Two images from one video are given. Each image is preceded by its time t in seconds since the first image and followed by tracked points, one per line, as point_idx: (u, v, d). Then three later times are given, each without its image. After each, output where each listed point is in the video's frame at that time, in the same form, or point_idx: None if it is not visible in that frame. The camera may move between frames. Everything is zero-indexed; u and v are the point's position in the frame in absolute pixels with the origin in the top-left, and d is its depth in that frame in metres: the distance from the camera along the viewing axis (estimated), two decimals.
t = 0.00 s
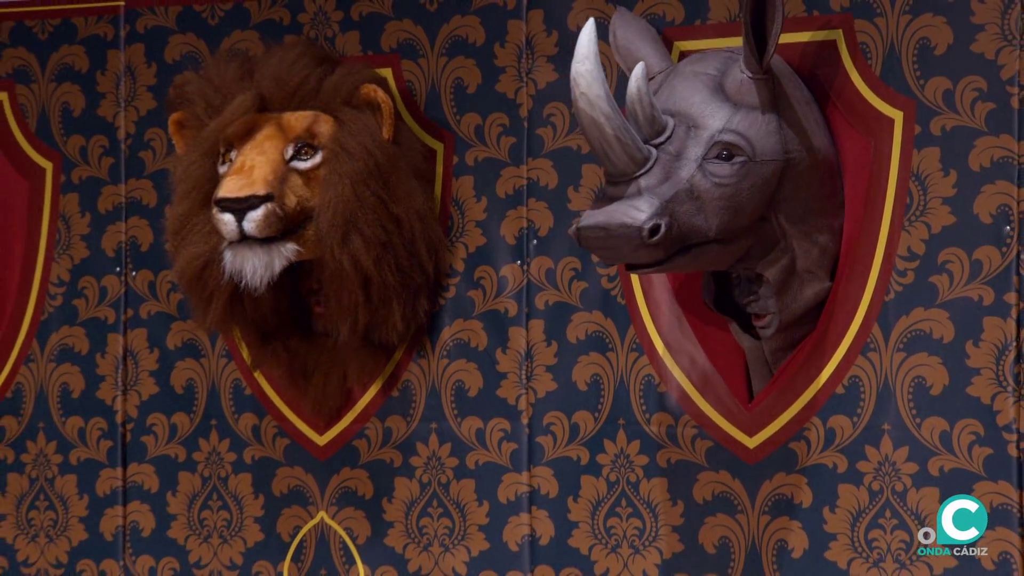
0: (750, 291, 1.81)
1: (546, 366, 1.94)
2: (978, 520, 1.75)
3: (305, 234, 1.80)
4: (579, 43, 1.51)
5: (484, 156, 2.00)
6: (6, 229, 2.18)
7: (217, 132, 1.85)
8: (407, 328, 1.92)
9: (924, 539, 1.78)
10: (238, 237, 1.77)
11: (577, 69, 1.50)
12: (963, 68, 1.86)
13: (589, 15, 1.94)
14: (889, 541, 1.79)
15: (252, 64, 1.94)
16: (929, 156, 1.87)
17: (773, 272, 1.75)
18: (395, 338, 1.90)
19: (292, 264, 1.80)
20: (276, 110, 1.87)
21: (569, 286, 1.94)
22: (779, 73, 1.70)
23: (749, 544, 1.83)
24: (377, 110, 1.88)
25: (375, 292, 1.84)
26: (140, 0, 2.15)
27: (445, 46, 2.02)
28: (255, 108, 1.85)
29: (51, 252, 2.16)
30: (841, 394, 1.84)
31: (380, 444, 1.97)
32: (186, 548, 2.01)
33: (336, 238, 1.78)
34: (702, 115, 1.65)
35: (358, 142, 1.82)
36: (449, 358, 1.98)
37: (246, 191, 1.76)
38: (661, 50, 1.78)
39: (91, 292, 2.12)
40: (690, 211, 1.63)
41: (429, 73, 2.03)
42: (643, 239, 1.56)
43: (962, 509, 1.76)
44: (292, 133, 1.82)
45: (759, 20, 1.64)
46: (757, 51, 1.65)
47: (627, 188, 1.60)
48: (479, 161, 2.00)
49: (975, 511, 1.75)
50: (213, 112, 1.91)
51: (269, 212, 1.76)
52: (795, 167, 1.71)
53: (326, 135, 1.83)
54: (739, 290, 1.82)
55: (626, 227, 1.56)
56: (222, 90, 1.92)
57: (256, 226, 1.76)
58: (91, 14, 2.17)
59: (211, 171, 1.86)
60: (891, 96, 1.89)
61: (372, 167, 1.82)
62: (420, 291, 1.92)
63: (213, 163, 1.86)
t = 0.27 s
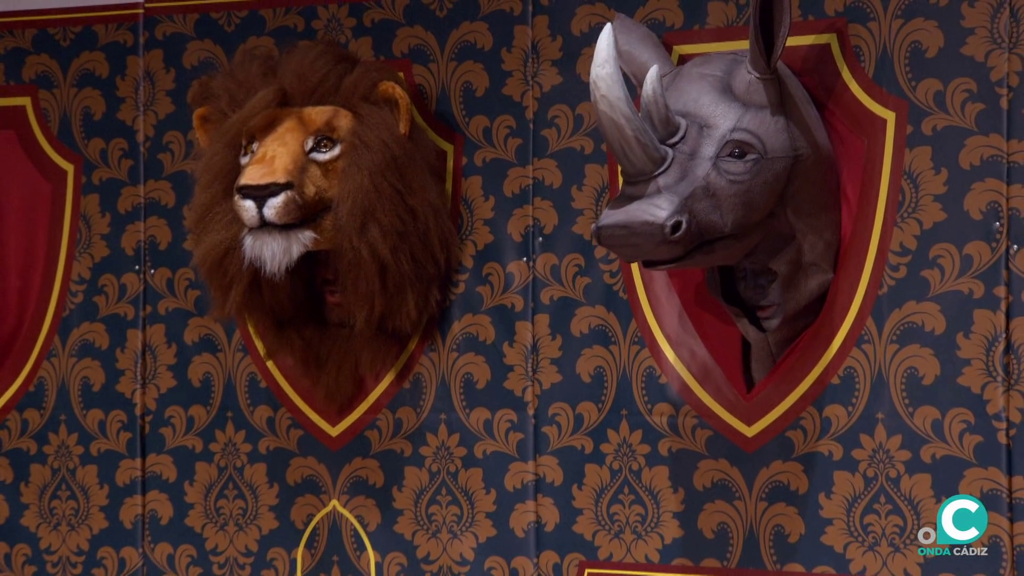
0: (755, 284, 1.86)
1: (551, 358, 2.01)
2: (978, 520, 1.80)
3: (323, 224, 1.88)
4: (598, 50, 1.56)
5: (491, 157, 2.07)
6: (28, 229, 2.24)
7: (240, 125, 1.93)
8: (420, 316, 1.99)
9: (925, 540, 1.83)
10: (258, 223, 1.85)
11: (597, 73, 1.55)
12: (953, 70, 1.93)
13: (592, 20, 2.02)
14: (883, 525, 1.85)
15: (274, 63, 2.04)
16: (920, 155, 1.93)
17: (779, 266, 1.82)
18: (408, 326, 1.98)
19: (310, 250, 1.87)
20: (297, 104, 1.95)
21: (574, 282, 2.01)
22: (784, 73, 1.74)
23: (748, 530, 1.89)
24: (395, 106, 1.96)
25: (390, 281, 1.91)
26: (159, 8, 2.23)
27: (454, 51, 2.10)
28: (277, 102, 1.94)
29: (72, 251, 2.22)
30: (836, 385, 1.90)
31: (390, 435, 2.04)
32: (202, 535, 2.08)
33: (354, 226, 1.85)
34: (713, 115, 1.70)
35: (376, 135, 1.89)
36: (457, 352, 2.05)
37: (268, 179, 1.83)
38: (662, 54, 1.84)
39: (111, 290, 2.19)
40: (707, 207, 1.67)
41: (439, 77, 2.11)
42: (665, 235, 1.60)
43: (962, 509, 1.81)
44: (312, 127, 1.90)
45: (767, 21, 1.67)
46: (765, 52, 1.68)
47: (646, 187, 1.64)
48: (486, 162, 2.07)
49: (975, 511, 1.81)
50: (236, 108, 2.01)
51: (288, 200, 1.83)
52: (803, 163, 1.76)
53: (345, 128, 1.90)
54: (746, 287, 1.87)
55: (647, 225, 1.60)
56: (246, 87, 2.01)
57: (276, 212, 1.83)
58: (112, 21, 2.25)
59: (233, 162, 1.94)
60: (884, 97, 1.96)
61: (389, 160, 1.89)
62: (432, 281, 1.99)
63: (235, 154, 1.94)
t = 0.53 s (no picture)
0: (758, 269, 1.92)
1: (554, 348, 2.07)
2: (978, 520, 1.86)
3: (332, 215, 1.94)
4: (614, 45, 1.55)
5: (495, 154, 2.14)
6: (46, 225, 2.30)
7: (250, 121, 2.00)
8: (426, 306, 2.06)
9: (925, 540, 1.88)
10: (270, 215, 1.90)
11: (615, 70, 1.55)
12: (944, 68, 1.99)
13: (593, 21, 2.08)
14: (876, 508, 1.90)
15: (283, 63, 2.11)
16: (912, 151, 1.99)
17: (786, 251, 1.88)
18: (415, 315, 2.04)
19: (319, 242, 1.94)
20: (306, 101, 2.02)
21: (576, 274, 2.07)
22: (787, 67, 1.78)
23: (745, 513, 1.95)
24: (400, 102, 2.03)
25: (396, 271, 1.98)
26: (173, 10, 2.29)
27: (459, 52, 2.17)
28: (286, 99, 2.01)
29: (89, 247, 2.28)
30: (830, 372, 1.95)
31: (398, 423, 2.10)
32: (216, 520, 2.14)
33: (362, 218, 1.91)
34: (722, 107, 1.72)
35: (383, 130, 1.96)
36: (463, 342, 2.11)
37: (279, 172, 1.89)
38: (662, 46, 1.85)
39: (127, 283, 2.25)
40: (720, 197, 1.70)
41: (444, 76, 2.18)
42: (684, 226, 1.64)
43: (963, 510, 1.86)
44: (321, 122, 1.97)
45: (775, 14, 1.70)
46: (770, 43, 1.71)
47: (662, 179, 1.65)
48: (491, 158, 2.14)
49: (975, 511, 1.86)
50: (247, 106, 2.07)
51: (298, 193, 1.89)
52: (807, 152, 1.80)
53: (352, 124, 1.97)
54: (749, 271, 1.92)
55: (665, 216, 1.64)
56: (257, 86, 2.08)
57: (287, 205, 1.89)
58: (129, 24, 2.30)
59: (244, 158, 2.01)
60: (877, 94, 2.02)
61: (395, 154, 1.96)
62: (437, 271, 2.06)
63: (246, 150, 2.01)
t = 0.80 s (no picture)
0: (759, 249, 1.99)
1: (555, 334, 2.14)
2: (978, 519, 1.91)
3: (345, 205, 2.02)
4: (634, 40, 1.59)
5: (499, 147, 2.20)
6: (64, 218, 2.36)
7: (264, 116, 2.07)
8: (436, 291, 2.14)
9: (925, 540, 1.94)
10: (286, 206, 1.98)
11: (637, 65, 1.59)
12: (932, 63, 2.05)
13: (593, 19, 2.15)
14: (866, 487, 1.97)
15: (292, 61, 2.18)
16: (901, 143, 2.05)
17: (790, 233, 1.95)
18: (425, 301, 2.11)
19: (332, 231, 2.01)
20: (317, 97, 2.09)
21: (576, 263, 2.14)
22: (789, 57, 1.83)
23: (740, 493, 2.02)
24: (408, 96, 2.10)
25: (408, 259, 2.05)
26: (186, 10, 2.35)
27: (464, 49, 2.24)
28: (298, 95, 2.08)
29: (105, 238, 2.34)
30: (822, 356, 2.02)
31: (404, 407, 2.17)
32: (228, 502, 2.21)
33: (374, 208, 1.99)
34: (731, 96, 1.76)
35: (392, 123, 2.03)
36: (467, 329, 2.18)
37: (294, 164, 1.97)
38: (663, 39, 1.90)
39: (141, 274, 2.31)
40: (737, 185, 1.74)
41: (449, 72, 2.25)
42: (706, 214, 1.68)
43: (964, 511, 1.91)
44: (332, 117, 2.04)
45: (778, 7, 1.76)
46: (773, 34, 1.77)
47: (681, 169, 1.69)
48: (494, 152, 2.21)
49: (976, 511, 1.91)
50: (258, 103, 2.13)
51: (313, 184, 1.97)
52: (810, 138, 1.85)
53: (362, 117, 2.04)
54: (750, 252, 1.99)
55: (688, 205, 1.67)
56: (268, 83, 2.15)
57: (303, 195, 1.97)
58: (143, 23, 2.37)
59: (257, 152, 2.08)
60: (867, 88, 2.08)
61: (405, 146, 2.04)
62: (446, 258, 2.13)
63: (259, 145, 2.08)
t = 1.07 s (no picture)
0: (764, 232, 2.03)
1: (555, 320, 2.21)
2: (977, 519, 1.96)
3: (346, 207, 2.08)
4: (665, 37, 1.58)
5: (501, 141, 2.27)
6: (82, 210, 2.44)
7: (264, 125, 2.12)
8: (438, 283, 2.19)
9: (925, 539, 1.99)
10: (289, 212, 2.05)
11: (669, 61, 1.58)
12: (920, 57, 2.10)
13: (592, 16, 2.21)
14: (856, 465, 2.04)
15: (291, 65, 2.22)
16: (890, 135, 2.10)
17: (792, 211, 2.01)
18: (427, 292, 2.17)
19: (336, 234, 2.07)
20: (315, 102, 2.15)
21: (576, 251, 2.21)
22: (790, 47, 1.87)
23: (734, 471, 2.09)
24: (402, 97, 2.15)
25: (408, 255, 2.10)
26: (198, 9, 2.41)
27: (467, 45, 2.30)
28: (296, 102, 2.13)
29: (122, 229, 2.42)
30: (814, 340, 2.09)
31: (410, 390, 2.25)
32: (240, 483, 2.29)
33: (372, 207, 2.04)
34: (745, 86, 1.79)
35: (387, 124, 2.09)
36: (471, 315, 2.25)
37: (294, 171, 2.04)
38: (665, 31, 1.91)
39: (156, 263, 2.39)
40: (761, 171, 1.77)
41: (452, 68, 2.31)
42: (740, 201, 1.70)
43: (964, 511, 1.97)
44: (330, 122, 2.10)
45: None
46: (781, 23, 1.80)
47: (710, 159, 1.71)
48: (496, 145, 2.27)
49: (976, 512, 1.96)
50: (260, 109, 2.18)
51: (314, 189, 2.04)
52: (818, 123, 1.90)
53: (359, 120, 2.10)
54: (755, 236, 2.03)
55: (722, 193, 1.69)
56: (267, 91, 2.19)
57: (304, 201, 2.03)
58: (157, 21, 2.44)
59: (260, 159, 2.14)
60: (857, 82, 2.13)
61: (400, 146, 2.09)
62: (446, 251, 2.18)
63: (260, 153, 2.13)
